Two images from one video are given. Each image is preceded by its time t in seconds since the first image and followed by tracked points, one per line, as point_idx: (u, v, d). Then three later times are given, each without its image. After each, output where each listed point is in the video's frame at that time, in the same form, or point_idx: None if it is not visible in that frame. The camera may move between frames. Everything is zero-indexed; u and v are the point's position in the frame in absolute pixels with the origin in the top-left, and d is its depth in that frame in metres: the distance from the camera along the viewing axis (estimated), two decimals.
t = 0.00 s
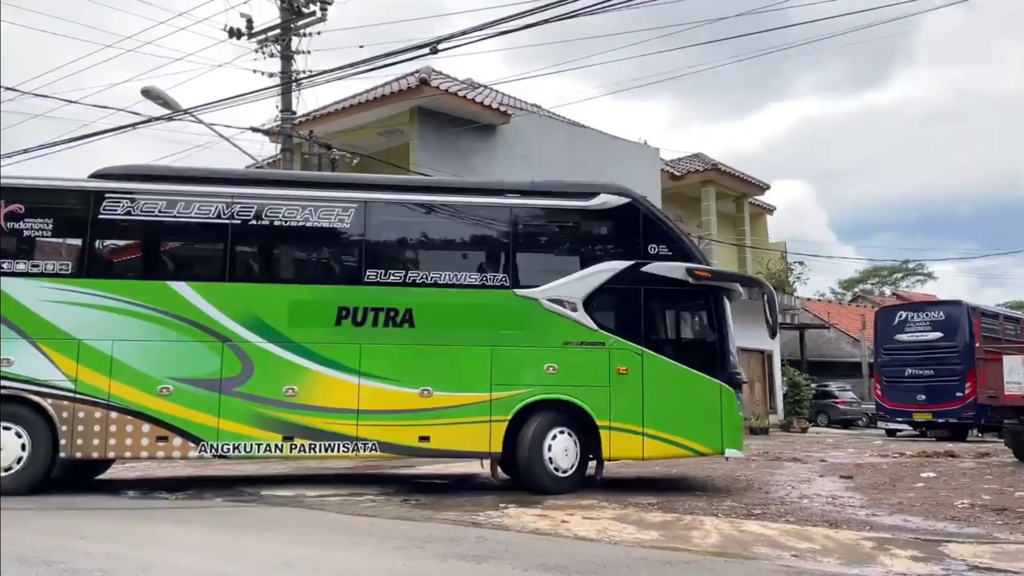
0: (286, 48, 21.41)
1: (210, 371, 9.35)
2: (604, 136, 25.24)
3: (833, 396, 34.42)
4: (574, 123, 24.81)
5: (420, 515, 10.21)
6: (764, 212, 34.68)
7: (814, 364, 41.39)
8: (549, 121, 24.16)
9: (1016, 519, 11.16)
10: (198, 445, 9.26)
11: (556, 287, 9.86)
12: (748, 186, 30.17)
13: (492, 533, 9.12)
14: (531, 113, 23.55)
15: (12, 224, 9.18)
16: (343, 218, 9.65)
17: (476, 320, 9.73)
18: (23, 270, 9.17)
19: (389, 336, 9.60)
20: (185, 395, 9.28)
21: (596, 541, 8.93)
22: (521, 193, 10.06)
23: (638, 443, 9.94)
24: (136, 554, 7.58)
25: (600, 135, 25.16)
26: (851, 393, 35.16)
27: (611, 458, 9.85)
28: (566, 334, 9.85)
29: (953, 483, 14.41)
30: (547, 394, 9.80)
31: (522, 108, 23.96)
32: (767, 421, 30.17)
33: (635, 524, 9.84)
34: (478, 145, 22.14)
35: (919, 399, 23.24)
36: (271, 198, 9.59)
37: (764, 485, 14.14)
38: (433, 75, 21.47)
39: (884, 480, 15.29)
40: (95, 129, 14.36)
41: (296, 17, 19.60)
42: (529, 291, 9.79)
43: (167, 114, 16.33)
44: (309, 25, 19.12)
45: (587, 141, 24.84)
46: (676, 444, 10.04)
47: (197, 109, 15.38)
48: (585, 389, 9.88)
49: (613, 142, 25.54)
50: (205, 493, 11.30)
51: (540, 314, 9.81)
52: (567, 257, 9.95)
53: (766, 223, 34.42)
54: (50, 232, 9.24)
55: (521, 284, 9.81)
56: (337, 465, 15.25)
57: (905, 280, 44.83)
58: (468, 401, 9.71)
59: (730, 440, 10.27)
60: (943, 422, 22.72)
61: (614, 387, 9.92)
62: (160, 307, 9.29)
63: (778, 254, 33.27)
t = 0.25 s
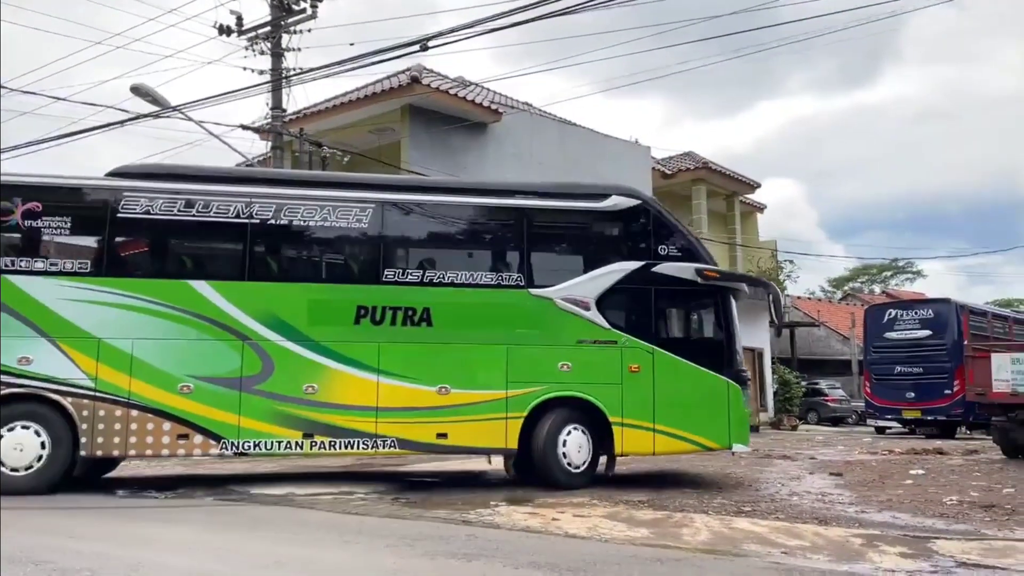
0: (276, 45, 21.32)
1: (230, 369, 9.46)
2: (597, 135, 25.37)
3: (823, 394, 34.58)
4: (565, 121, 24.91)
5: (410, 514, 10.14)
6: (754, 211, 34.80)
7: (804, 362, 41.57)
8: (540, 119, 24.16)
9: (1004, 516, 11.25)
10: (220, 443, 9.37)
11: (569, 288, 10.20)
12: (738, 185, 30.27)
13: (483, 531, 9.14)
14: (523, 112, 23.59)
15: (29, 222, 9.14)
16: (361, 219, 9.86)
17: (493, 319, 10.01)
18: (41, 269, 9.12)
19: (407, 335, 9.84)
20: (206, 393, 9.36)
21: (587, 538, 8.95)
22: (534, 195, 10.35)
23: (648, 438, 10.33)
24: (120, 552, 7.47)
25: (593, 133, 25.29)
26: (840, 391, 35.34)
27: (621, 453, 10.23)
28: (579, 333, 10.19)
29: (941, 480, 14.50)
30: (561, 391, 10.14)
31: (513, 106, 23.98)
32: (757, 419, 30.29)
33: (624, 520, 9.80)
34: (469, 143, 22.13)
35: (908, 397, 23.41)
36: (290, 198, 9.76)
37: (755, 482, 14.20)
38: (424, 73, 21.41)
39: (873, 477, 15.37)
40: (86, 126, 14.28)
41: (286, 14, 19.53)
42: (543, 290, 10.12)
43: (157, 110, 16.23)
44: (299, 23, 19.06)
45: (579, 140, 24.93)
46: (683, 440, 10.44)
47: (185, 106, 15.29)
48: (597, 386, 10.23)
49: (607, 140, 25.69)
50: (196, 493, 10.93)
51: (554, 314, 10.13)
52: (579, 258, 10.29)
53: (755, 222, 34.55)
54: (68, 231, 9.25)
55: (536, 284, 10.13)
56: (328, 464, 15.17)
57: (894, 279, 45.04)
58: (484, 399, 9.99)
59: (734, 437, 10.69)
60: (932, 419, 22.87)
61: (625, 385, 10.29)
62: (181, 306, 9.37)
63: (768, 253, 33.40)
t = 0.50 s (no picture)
0: (266, 42, 21.27)
1: (254, 369, 9.70)
2: (588, 133, 25.43)
3: (812, 392, 34.79)
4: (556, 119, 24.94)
5: (404, 512, 10.12)
6: (745, 209, 34.94)
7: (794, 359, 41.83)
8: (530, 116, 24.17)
9: (991, 512, 11.35)
10: (245, 442, 9.61)
11: (586, 288, 10.58)
12: (728, 183, 30.37)
13: (474, 529, 9.19)
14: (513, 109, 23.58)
15: (52, 222, 9.27)
16: (381, 220, 10.11)
17: (510, 320, 10.35)
18: (65, 268, 9.27)
19: (427, 335, 10.15)
20: (230, 392, 9.60)
21: (576, 536, 9.00)
22: (549, 197, 10.67)
23: (660, 434, 10.79)
24: (107, 550, 7.42)
25: (584, 132, 25.35)
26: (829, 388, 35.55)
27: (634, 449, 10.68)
28: (593, 332, 10.58)
29: (929, 476, 14.60)
30: (575, 389, 10.52)
31: (504, 104, 24.02)
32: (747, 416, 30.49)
33: (614, 517, 9.90)
34: (460, 141, 22.13)
35: (896, 394, 23.58)
36: (311, 198, 9.97)
37: (747, 478, 14.29)
38: (415, 70, 21.34)
39: (862, 474, 15.49)
40: (78, 123, 14.22)
41: (276, 11, 19.47)
42: (559, 290, 10.47)
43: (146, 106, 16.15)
44: (289, 20, 19.01)
45: (570, 138, 24.95)
46: (693, 435, 10.92)
47: (177, 103, 15.22)
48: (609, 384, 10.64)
49: (598, 138, 25.75)
50: (188, 492, 10.83)
51: (568, 314, 10.50)
52: (594, 259, 10.65)
53: (745, 220, 34.69)
54: (92, 230, 9.40)
55: (552, 283, 10.46)
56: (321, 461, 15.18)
57: (883, 277, 45.30)
58: (500, 396, 10.35)
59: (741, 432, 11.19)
60: (919, 416, 23.10)
61: (638, 383, 10.72)
62: (206, 307, 9.58)
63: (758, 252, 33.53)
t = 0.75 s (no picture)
0: (257, 40, 21.13)
1: (274, 369, 9.73)
2: (581, 132, 25.38)
3: (805, 390, 34.81)
4: (549, 117, 24.86)
5: (395, 512, 10.01)
6: (737, 208, 34.94)
7: (786, 358, 41.86)
8: (520, 114, 24.03)
9: (981, 509, 11.34)
10: (265, 442, 9.64)
11: (598, 291, 10.71)
12: (720, 182, 30.34)
13: (466, 527, 9.12)
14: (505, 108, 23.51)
15: (72, 223, 9.19)
16: (399, 222, 10.13)
17: (527, 322, 10.48)
18: (85, 269, 9.20)
19: (444, 336, 10.24)
20: (251, 393, 9.62)
21: (569, 534, 8.94)
22: (562, 200, 10.74)
23: (669, 434, 10.96)
24: (94, 549, 7.31)
25: (577, 131, 25.29)
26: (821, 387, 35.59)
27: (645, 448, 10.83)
28: (606, 334, 10.73)
29: (920, 474, 14.58)
30: (588, 390, 10.67)
31: (496, 102, 23.95)
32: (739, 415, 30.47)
33: (607, 515, 9.86)
34: (452, 139, 22.04)
35: (887, 392, 23.58)
36: (330, 200, 9.95)
37: (738, 475, 14.26)
38: (407, 69, 21.21)
39: (853, 472, 15.47)
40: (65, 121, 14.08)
41: (267, 9, 19.35)
42: (573, 294, 10.60)
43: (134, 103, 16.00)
44: (280, 18, 18.89)
45: (563, 137, 24.90)
46: (700, 435, 11.12)
47: (164, 101, 15.09)
48: (623, 385, 10.80)
49: (591, 137, 25.69)
50: (176, 491, 10.65)
51: (582, 315, 10.64)
52: (606, 262, 10.80)
53: (738, 219, 34.69)
54: (111, 231, 9.32)
55: (566, 287, 10.59)
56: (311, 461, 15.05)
57: (875, 275, 45.39)
58: (516, 397, 10.47)
59: (745, 431, 11.42)
60: (910, 414, 23.13)
61: (649, 384, 10.88)
62: (226, 308, 9.58)
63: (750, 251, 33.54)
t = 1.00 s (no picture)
0: (249, 37, 20.99)
1: (294, 369, 9.71)
2: (575, 130, 25.31)
3: (797, 388, 34.80)
4: (542, 116, 24.75)
5: (388, 511, 9.87)
6: (730, 207, 34.92)
7: (779, 356, 41.87)
8: (514, 112, 23.92)
9: (974, 507, 11.31)
10: (286, 441, 9.64)
11: (610, 293, 10.85)
12: (713, 181, 30.31)
13: (460, 526, 9.03)
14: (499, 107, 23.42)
15: (94, 222, 9.07)
16: (417, 224, 10.14)
17: (543, 322, 10.59)
18: (107, 269, 9.09)
19: (462, 337, 10.29)
20: (273, 393, 9.59)
21: (563, 533, 8.87)
22: (576, 203, 10.84)
23: (677, 433, 11.20)
24: (83, 548, 7.18)
25: (571, 129, 25.22)
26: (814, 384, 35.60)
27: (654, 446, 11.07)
28: (618, 335, 10.89)
29: (913, 471, 14.57)
30: (598, 390, 10.84)
31: (490, 100, 23.85)
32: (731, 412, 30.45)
33: (601, 514, 9.81)
34: (444, 137, 21.95)
35: (879, 390, 23.56)
36: (350, 201, 9.93)
37: (731, 473, 14.21)
38: (399, 66, 21.06)
39: (846, 469, 15.43)
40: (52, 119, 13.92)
41: (259, 6, 19.22)
42: (586, 295, 10.72)
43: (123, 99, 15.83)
44: (273, 15, 18.75)
45: (557, 136, 24.83)
46: (707, 433, 11.39)
47: (154, 99, 14.94)
48: (634, 384, 11.00)
49: (585, 135, 25.63)
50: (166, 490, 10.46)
51: (595, 317, 10.79)
52: (617, 265, 10.92)
53: (731, 218, 34.68)
54: (134, 231, 9.22)
55: (580, 289, 10.70)
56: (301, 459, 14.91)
57: (867, 273, 45.47)
58: (531, 397, 10.59)
59: (748, 430, 11.75)
60: (902, 412, 23.14)
61: (659, 383, 11.11)
62: (246, 308, 9.53)
63: (743, 249, 33.53)
